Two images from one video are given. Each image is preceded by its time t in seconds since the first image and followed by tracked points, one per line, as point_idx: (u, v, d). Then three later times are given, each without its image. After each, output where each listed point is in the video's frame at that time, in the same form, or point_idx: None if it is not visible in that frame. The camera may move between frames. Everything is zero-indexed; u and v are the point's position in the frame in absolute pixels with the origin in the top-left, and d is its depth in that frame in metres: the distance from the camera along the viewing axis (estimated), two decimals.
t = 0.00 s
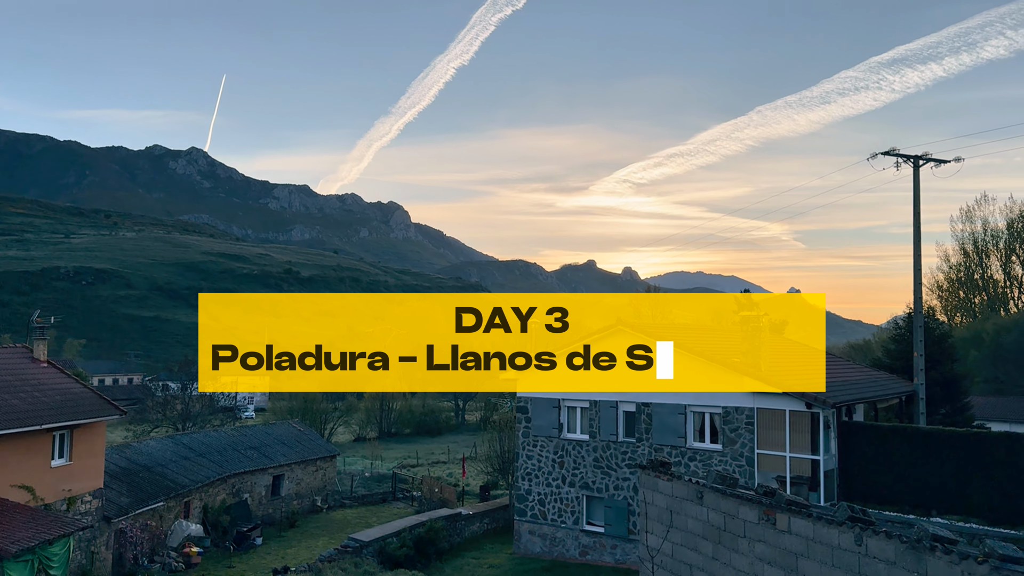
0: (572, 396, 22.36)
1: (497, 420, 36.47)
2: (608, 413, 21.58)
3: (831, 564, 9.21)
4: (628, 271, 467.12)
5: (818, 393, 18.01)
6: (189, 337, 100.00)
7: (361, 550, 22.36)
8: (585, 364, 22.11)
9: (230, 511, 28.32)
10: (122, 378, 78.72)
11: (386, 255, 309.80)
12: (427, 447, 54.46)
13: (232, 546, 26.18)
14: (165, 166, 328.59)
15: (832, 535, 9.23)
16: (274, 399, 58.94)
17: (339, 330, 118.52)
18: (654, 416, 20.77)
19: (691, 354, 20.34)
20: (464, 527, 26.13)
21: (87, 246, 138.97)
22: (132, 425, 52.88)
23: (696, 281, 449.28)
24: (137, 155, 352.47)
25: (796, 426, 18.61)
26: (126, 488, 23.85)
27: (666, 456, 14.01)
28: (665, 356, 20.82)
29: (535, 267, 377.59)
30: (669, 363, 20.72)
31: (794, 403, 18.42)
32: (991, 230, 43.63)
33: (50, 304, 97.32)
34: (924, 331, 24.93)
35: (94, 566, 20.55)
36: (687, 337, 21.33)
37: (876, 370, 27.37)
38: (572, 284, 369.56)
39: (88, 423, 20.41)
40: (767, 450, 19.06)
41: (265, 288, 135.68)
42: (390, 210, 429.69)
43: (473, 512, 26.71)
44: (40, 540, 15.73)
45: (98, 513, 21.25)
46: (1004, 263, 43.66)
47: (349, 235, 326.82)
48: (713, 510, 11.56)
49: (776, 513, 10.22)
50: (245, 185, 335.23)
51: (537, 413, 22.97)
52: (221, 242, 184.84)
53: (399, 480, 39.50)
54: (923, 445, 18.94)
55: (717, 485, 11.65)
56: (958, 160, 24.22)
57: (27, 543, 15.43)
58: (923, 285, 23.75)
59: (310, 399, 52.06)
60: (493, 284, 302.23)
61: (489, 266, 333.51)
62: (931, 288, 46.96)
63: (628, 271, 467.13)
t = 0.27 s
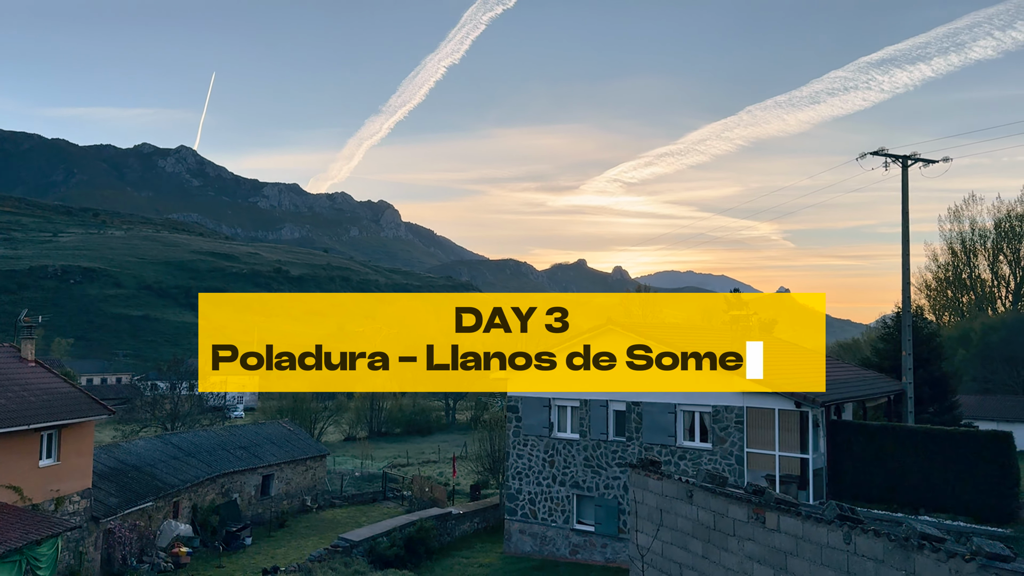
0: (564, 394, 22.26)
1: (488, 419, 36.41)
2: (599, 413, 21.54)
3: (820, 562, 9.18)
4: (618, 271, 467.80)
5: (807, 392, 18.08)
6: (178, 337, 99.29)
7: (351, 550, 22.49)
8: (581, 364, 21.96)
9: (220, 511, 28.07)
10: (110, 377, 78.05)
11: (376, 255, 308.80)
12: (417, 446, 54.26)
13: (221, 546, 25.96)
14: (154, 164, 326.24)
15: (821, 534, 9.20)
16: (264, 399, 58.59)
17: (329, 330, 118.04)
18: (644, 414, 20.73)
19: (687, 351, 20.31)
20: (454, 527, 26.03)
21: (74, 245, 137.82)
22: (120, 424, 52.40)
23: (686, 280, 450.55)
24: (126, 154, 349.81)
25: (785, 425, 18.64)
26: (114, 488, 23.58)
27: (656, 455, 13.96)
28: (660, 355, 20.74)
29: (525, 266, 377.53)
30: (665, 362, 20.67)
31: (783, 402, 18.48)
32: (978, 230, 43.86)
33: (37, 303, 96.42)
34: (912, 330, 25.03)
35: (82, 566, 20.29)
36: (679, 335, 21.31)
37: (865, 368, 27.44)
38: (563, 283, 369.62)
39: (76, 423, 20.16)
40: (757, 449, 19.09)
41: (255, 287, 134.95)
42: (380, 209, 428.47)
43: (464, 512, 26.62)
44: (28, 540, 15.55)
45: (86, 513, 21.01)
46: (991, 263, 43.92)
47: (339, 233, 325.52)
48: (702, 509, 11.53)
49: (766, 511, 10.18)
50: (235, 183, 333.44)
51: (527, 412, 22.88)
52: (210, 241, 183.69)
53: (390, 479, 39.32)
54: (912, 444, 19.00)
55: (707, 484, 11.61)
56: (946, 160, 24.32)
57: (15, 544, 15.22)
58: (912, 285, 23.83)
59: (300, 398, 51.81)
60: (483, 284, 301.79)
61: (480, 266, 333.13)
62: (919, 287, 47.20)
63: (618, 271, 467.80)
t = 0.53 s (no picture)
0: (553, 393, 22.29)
1: (479, 418, 36.36)
2: (590, 411, 21.52)
3: (809, 560, 9.19)
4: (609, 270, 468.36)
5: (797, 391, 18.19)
6: (168, 336, 98.67)
7: (341, 550, 22.28)
8: (577, 364, 21.80)
9: (209, 510, 27.88)
10: (99, 376, 77.43)
11: (367, 254, 307.79)
12: (408, 445, 54.12)
13: (212, 545, 25.80)
14: (143, 162, 323.97)
15: (811, 532, 9.20)
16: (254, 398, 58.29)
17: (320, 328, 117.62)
18: (635, 413, 20.73)
19: (685, 352, 20.22)
20: (445, 526, 25.96)
21: (63, 243, 136.69)
22: (109, 424, 51.99)
23: (677, 279, 451.65)
24: (114, 152, 347.20)
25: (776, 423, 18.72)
26: (103, 488, 23.37)
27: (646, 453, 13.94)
28: (660, 355, 20.55)
29: (517, 266, 377.37)
30: (665, 362, 20.51)
31: (773, 400, 18.55)
32: (967, 229, 44.14)
33: (25, 302, 95.58)
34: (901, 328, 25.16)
35: (71, 566, 20.10)
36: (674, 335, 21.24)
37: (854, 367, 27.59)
38: (554, 283, 369.60)
39: (65, 422, 19.96)
40: (746, 448, 19.13)
41: (245, 286, 134.27)
42: (371, 208, 427.42)
43: (455, 510, 26.54)
44: (17, 540, 15.40)
45: (75, 513, 20.82)
46: (979, 262, 44.20)
47: (330, 232, 324.27)
48: (693, 507, 11.52)
49: (755, 510, 10.19)
50: (225, 182, 331.60)
51: (518, 411, 22.81)
52: (200, 239, 182.67)
53: (381, 478, 39.17)
54: (902, 442, 19.09)
55: (697, 482, 11.60)
56: (935, 160, 24.46)
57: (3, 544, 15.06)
58: (901, 284, 23.95)
59: (290, 397, 51.59)
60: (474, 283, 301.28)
61: (471, 264, 332.64)
62: (908, 286, 47.50)
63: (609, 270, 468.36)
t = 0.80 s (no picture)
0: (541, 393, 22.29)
1: (470, 417, 36.29)
2: (580, 410, 21.48)
3: (799, 558, 9.17)
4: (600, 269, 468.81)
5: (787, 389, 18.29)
6: (157, 335, 98.04)
7: (332, 549, 22.29)
8: (576, 363, 21.65)
9: (199, 510, 27.67)
10: (89, 375, 76.78)
11: (358, 252, 306.69)
12: (399, 444, 53.95)
13: (201, 545, 25.64)
14: (132, 160, 321.63)
15: (801, 530, 9.17)
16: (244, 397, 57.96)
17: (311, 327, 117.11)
18: (626, 412, 20.71)
19: (685, 352, 20.14)
20: (436, 525, 25.88)
21: (51, 242, 135.53)
22: (98, 424, 51.56)
23: (668, 278, 452.63)
24: (103, 150, 344.60)
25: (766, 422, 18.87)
26: (92, 488, 23.11)
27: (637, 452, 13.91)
28: (660, 355, 20.39)
29: (508, 265, 377.03)
30: (665, 362, 20.35)
31: (763, 398, 18.63)
32: (955, 229, 44.35)
33: (13, 301, 94.74)
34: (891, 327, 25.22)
35: (60, 567, 19.86)
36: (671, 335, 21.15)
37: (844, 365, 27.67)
38: (545, 282, 369.43)
39: (53, 422, 19.70)
40: (737, 446, 19.14)
41: (235, 285, 133.55)
42: (362, 207, 426.15)
43: (446, 509, 26.45)
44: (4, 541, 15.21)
45: (64, 513, 20.58)
46: (968, 261, 44.44)
47: (321, 231, 322.96)
48: (683, 506, 11.48)
49: (745, 507, 10.17)
50: (215, 180, 329.88)
51: (509, 410, 22.74)
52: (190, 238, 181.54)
53: (371, 477, 39.01)
54: (890, 440, 19.18)
55: (688, 481, 11.56)
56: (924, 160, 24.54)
57: None
58: (890, 283, 24.02)
59: (280, 396, 51.35)
60: (465, 282, 300.65)
61: (462, 263, 332.14)
62: (898, 285, 47.74)
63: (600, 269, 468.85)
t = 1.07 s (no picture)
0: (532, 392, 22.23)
1: (461, 416, 36.20)
2: (572, 409, 21.45)
3: (788, 557, 9.17)
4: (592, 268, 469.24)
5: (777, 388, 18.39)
6: (147, 334, 97.35)
7: (323, 549, 22.20)
8: (576, 363, 21.48)
9: (189, 510, 27.45)
10: (77, 375, 76.12)
11: (349, 251, 305.49)
12: (390, 444, 53.76)
13: (192, 545, 25.49)
14: (122, 158, 319.32)
15: (790, 528, 9.16)
16: (234, 397, 57.56)
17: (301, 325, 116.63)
18: (617, 411, 20.70)
19: (685, 352, 20.11)
20: (427, 524, 25.78)
21: (40, 240, 134.36)
22: (87, 423, 51.14)
23: (659, 277, 453.52)
24: (92, 148, 341.81)
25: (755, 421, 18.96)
26: (81, 488, 22.89)
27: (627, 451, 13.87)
28: (661, 355, 20.30)
29: (500, 263, 376.66)
30: (665, 363, 20.26)
31: (753, 397, 18.68)
32: (944, 228, 44.59)
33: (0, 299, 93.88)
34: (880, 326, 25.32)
35: (49, 567, 19.66)
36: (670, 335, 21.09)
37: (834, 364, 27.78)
38: (537, 281, 369.43)
39: (41, 421, 19.48)
40: (727, 445, 19.16)
41: (225, 284, 132.81)
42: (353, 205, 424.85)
43: (436, 509, 26.35)
44: None
45: (52, 513, 20.36)
46: (957, 260, 44.66)
47: (312, 229, 321.66)
48: (673, 504, 11.46)
49: (735, 506, 10.14)
50: (205, 178, 327.98)
51: (500, 409, 22.67)
52: (180, 237, 180.46)
53: (362, 477, 38.80)
54: (880, 438, 19.25)
55: (678, 480, 11.54)
56: (913, 160, 24.62)
57: None
58: (878, 282, 24.12)
59: (271, 396, 51.07)
60: (456, 281, 300.27)
61: (453, 262, 331.56)
62: (887, 285, 47.98)
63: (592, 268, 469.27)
